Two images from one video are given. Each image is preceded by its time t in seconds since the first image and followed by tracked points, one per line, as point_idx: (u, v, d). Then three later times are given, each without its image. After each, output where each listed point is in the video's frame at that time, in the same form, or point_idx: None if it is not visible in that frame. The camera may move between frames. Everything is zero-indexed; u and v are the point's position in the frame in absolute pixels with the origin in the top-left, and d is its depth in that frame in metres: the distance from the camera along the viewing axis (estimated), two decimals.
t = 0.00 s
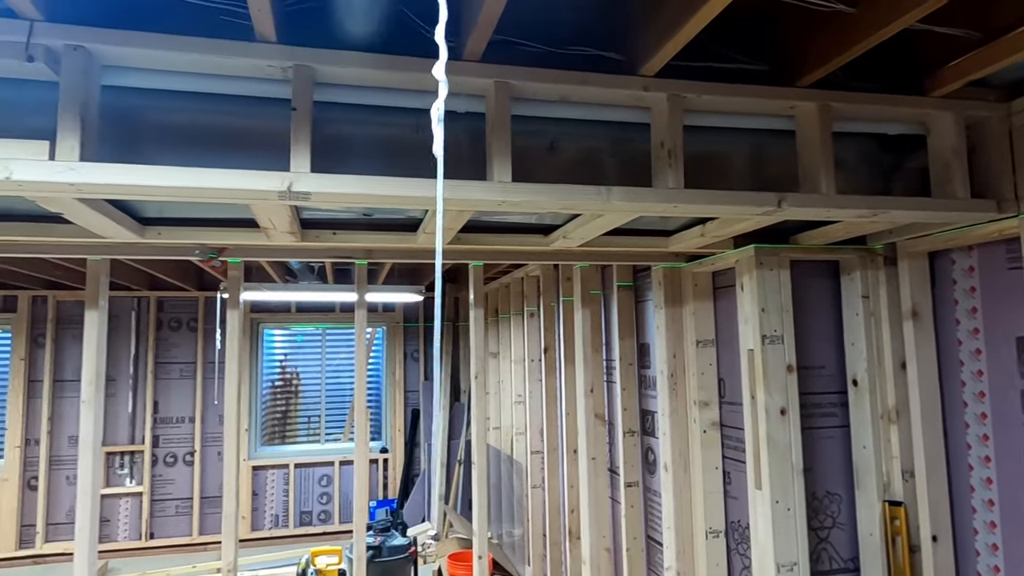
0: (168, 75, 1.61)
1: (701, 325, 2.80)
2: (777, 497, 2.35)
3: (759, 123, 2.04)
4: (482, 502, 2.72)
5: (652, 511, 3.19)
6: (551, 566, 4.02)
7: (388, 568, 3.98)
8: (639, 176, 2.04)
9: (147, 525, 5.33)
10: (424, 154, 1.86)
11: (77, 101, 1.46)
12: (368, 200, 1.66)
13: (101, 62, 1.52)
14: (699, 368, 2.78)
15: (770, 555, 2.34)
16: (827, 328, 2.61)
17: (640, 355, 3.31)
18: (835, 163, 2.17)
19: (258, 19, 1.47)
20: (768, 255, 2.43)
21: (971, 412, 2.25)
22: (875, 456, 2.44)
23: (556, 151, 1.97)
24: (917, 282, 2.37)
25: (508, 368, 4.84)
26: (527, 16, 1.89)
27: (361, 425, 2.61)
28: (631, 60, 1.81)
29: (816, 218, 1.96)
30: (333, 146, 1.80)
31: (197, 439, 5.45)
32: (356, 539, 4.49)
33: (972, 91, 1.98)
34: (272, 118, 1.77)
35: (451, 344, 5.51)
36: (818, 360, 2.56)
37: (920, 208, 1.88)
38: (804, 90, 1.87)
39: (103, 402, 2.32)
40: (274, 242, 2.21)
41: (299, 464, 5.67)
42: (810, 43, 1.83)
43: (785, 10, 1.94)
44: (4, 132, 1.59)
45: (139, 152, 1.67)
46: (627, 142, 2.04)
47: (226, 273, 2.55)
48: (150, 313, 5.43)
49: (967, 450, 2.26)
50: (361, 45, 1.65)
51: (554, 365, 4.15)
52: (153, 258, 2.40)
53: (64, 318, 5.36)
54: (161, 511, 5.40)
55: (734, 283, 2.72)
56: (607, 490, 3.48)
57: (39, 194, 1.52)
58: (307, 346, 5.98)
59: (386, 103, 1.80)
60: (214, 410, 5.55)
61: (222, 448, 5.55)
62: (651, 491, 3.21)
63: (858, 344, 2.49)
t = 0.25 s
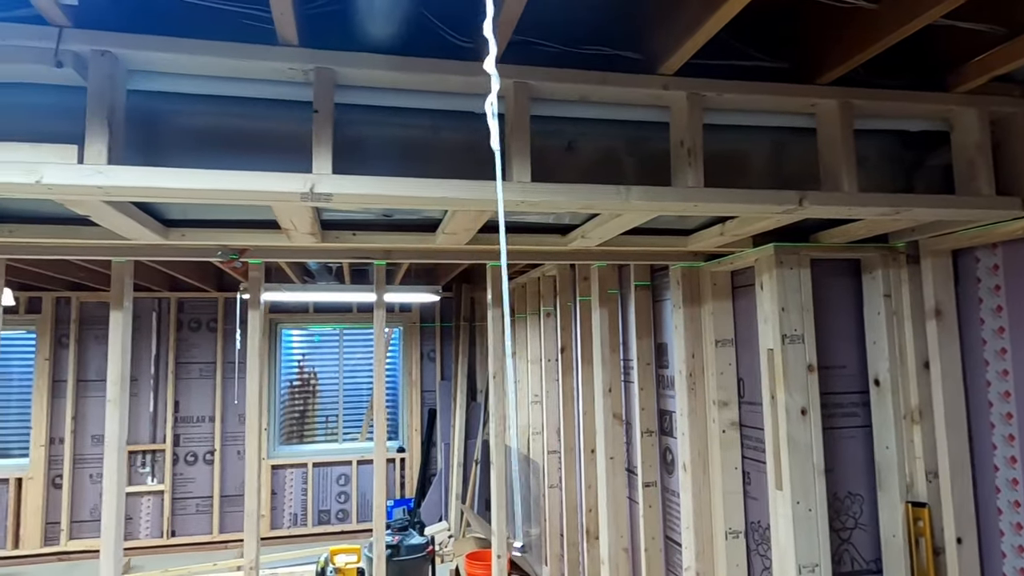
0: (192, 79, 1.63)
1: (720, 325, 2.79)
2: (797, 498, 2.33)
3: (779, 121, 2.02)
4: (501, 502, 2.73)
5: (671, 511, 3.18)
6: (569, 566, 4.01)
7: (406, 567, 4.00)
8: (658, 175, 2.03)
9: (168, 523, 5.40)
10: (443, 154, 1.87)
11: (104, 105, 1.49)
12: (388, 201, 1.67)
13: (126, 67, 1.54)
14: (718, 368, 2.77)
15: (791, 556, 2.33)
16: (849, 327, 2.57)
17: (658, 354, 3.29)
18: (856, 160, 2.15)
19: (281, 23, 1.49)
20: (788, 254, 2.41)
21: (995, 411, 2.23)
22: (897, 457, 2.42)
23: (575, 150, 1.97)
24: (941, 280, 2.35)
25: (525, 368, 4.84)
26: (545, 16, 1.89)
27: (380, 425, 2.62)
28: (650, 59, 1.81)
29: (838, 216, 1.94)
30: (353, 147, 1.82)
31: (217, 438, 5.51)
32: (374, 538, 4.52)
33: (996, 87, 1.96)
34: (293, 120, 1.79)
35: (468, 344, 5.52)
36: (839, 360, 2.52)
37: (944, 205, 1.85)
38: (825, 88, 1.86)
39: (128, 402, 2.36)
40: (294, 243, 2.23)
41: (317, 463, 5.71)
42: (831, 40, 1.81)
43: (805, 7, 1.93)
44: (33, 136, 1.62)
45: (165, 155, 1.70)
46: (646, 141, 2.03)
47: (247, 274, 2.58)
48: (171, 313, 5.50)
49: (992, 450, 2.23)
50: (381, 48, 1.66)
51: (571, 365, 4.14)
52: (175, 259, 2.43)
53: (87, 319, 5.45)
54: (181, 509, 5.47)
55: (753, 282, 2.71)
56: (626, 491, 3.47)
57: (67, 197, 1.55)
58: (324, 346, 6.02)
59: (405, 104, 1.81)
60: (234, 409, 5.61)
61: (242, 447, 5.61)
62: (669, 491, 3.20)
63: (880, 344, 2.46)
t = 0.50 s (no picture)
0: (209, 82, 1.64)
1: (733, 325, 2.78)
2: (812, 499, 2.32)
3: (793, 120, 2.01)
4: (514, 502, 2.73)
5: (683, 511, 3.18)
6: (580, 566, 4.01)
7: (417, 566, 4.01)
8: (671, 175, 2.03)
9: (181, 522, 5.44)
10: (457, 156, 1.88)
11: (123, 108, 1.50)
12: (403, 203, 1.68)
13: (146, 71, 1.56)
14: (731, 368, 2.76)
15: (805, 557, 2.31)
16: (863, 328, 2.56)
17: (670, 355, 3.29)
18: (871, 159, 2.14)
19: (297, 25, 1.50)
20: (802, 253, 2.40)
21: (1012, 412, 2.23)
22: (913, 458, 2.39)
23: (588, 151, 1.97)
24: (956, 281, 2.34)
25: (535, 368, 4.84)
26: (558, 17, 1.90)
27: (393, 425, 2.63)
28: (664, 60, 1.80)
29: (853, 215, 1.93)
30: (367, 149, 1.83)
31: (230, 438, 5.55)
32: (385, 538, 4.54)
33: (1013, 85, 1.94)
34: (308, 122, 1.80)
35: (478, 344, 5.53)
36: (853, 360, 2.51)
37: (960, 205, 1.84)
38: (839, 87, 1.85)
39: (144, 402, 2.38)
40: (308, 244, 2.24)
41: (328, 463, 5.74)
42: (846, 39, 1.81)
43: (820, 6, 1.92)
44: (54, 140, 1.65)
45: (183, 158, 1.72)
46: (659, 141, 2.03)
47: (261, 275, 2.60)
48: (183, 314, 5.54)
49: (1010, 451, 2.23)
50: (396, 50, 1.67)
51: (583, 365, 4.14)
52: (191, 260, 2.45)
53: (101, 319, 5.50)
54: (194, 508, 5.51)
55: (766, 282, 2.70)
56: (637, 491, 3.46)
57: (87, 199, 1.57)
58: (335, 346, 6.05)
59: (419, 106, 1.82)
60: (246, 410, 5.64)
61: (254, 447, 5.64)
62: (681, 492, 3.19)
63: (895, 344, 2.45)
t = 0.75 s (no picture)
0: (232, 86, 1.66)
1: (752, 326, 2.76)
2: (834, 501, 2.29)
3: (814, 119, 2.00)
4: (532, 503, 2.73)
5: (702, 513, 3.16)
6: (597, 567, 4.01)
7: (435, 567, 4.02)
8: (691, 175, 2.02)
9: (201, 521, 5.50)
10: (476, 157, 1.89)
11: (149, 113, 1.53)
12: (423, 204, 1.69)
13: (170, 76, 1.58)
14: (751, 369, 2.74)
15: (827, 560, 2.29)
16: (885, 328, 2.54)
17: (688, 356, 3.27)
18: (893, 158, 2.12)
19: (318, 29, 1.51)
20: (822, 253, 2.38)
21: None
22: (936, 459, 2.37)
23: (607, 151, 1.97)
24: (980, 280, 2.29)
25: (552, 368, 4.84)
26: (577, 19, 1.90)
27: (412, 425, 2.64)
28: (684, 59, 1.80)
29: (875, 215, 1.92)
30: (387, 151, 1.84)
31: (248, 437, 5.61)
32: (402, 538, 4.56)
33: None
34: (329, 125, 1.82)
35: (494, 345, 5.54)
36: (875, 361, 2.49)
37: (985, 203, 1.82)
38: (861, 86, 1.84)
39: (167, 402, 2.41)
40: (329, 245, 2.26)
41: (346, 463, 5.77)
42: (869, 37, 1.79)
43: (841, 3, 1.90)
44: (82, 144, 1.68)
45: (207, 161, 1.74)
46: (678, 141, 2.02)
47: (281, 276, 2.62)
48: (203, 315, 5.60)
49: None
50: (417, 52, 1.68)
51: (599, 366, 4.13)
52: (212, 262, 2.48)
53: (123, 320, 5.58)
54: (214, 507, 5.57)
55: (786, 282, 2.68)
56: (655, 492, 3.45)
57: (113, 203, 1.59)
58: (352, 347, 6.09)
59: (439, 108, 1.83)
60: (265, 410, 5.70)
61: (272, 447, 5.70)
62: (700, 493, 3.18)
63: (918, 345, 2.42)
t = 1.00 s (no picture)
0: (248, 87, 1.68)
1: (765, 325, 2.75)
2: (849, 502, 2.28)
3: (829, 117, 1.99)
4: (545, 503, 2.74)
5: (715, 514, 3.15)
6: (609, 567, 3.99)
7: (447, 566, 4.03)
8: (705, 174, 2.01)
9: (215, 520, 5.53)
10: (490, 158, 1.89)
11: (166, 115, 1.54)
12: (437, 205, 1.70)
13: (187, 78, 1.60)
14: (764, 369, 2.73)
15: (842, 562, 2.28)
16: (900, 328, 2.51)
17: (700, 355, 3.26)
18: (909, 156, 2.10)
19: (333, 31, 1.52)
20: (837, 252, 2.37)
21: None
22: (953, 460, 2.35)
23: (620, 151, 1.97)
24: (998, 279, 2.27)
25: (563, 368, 4.84)
26: (590, 18, 1.90)
27: (425, 425, 2.65)
28: (697, 58, 1.79)
29: (891, 213, 1.90)
30: (401, 152, 1.85)
31: (261, 437, 5.65)
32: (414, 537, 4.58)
33: None
34: (343, 126, 1.83)
35: (505, 345, 5.54)
36: (890, 361, 2.47)
37: (1003, 202, 1.80)
38: (877, 83, 1.82)
39: (182, 402, 2.43)
40: (342, 246, 2.27)
41: (357, 463, 5.79)
42: (885, 34, 1.78)
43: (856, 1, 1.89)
44: (100, 146, 1.69)
45: (224, 163, 1.76)
46: (692, 140, 2.02)
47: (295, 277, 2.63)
48: (216, 315, 5.64)
49: None
50: (431, 53, 1.69)
51: (610, 366, 4.12)
52: (227, 262, 2.50)
53: (137, 320, 5.63)
54: (227, 507, 5.61)
55: (800, 282, 2.66)
56: (668, 493, 3.44)
57: (131, 204, 1.61)
58: (363, 346, 6.12)
59: (453, 108, 1.83)
60: (278, 409, 5.73)
61: (284, 447, 5.73)
62: (713, 494, 3.17)
63: (934, 344, 2.40)
